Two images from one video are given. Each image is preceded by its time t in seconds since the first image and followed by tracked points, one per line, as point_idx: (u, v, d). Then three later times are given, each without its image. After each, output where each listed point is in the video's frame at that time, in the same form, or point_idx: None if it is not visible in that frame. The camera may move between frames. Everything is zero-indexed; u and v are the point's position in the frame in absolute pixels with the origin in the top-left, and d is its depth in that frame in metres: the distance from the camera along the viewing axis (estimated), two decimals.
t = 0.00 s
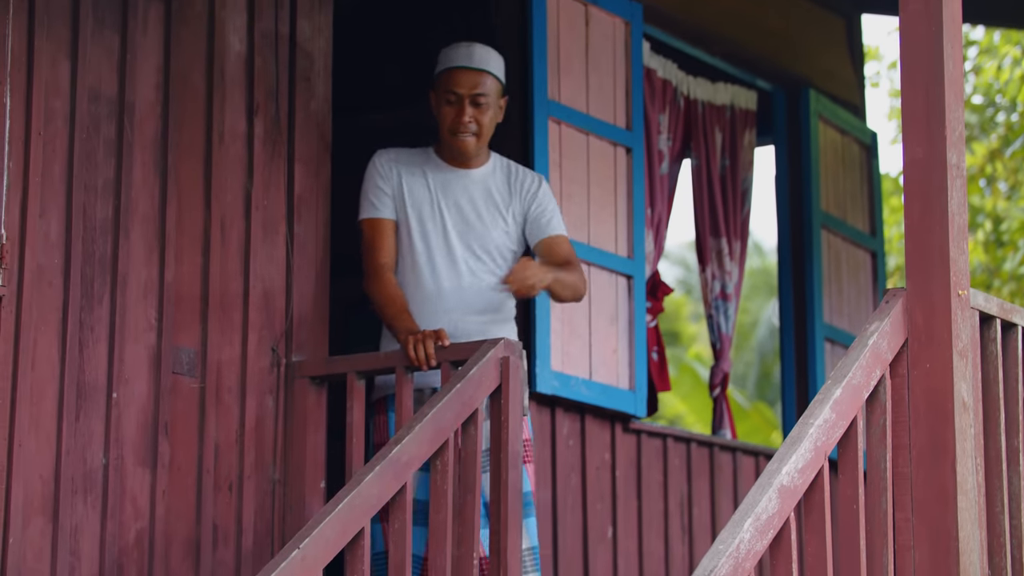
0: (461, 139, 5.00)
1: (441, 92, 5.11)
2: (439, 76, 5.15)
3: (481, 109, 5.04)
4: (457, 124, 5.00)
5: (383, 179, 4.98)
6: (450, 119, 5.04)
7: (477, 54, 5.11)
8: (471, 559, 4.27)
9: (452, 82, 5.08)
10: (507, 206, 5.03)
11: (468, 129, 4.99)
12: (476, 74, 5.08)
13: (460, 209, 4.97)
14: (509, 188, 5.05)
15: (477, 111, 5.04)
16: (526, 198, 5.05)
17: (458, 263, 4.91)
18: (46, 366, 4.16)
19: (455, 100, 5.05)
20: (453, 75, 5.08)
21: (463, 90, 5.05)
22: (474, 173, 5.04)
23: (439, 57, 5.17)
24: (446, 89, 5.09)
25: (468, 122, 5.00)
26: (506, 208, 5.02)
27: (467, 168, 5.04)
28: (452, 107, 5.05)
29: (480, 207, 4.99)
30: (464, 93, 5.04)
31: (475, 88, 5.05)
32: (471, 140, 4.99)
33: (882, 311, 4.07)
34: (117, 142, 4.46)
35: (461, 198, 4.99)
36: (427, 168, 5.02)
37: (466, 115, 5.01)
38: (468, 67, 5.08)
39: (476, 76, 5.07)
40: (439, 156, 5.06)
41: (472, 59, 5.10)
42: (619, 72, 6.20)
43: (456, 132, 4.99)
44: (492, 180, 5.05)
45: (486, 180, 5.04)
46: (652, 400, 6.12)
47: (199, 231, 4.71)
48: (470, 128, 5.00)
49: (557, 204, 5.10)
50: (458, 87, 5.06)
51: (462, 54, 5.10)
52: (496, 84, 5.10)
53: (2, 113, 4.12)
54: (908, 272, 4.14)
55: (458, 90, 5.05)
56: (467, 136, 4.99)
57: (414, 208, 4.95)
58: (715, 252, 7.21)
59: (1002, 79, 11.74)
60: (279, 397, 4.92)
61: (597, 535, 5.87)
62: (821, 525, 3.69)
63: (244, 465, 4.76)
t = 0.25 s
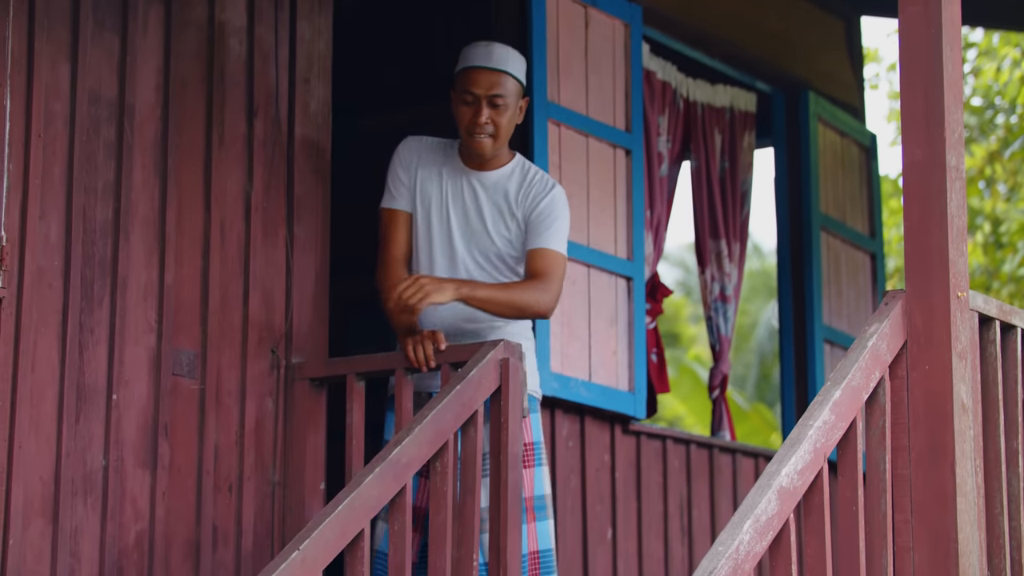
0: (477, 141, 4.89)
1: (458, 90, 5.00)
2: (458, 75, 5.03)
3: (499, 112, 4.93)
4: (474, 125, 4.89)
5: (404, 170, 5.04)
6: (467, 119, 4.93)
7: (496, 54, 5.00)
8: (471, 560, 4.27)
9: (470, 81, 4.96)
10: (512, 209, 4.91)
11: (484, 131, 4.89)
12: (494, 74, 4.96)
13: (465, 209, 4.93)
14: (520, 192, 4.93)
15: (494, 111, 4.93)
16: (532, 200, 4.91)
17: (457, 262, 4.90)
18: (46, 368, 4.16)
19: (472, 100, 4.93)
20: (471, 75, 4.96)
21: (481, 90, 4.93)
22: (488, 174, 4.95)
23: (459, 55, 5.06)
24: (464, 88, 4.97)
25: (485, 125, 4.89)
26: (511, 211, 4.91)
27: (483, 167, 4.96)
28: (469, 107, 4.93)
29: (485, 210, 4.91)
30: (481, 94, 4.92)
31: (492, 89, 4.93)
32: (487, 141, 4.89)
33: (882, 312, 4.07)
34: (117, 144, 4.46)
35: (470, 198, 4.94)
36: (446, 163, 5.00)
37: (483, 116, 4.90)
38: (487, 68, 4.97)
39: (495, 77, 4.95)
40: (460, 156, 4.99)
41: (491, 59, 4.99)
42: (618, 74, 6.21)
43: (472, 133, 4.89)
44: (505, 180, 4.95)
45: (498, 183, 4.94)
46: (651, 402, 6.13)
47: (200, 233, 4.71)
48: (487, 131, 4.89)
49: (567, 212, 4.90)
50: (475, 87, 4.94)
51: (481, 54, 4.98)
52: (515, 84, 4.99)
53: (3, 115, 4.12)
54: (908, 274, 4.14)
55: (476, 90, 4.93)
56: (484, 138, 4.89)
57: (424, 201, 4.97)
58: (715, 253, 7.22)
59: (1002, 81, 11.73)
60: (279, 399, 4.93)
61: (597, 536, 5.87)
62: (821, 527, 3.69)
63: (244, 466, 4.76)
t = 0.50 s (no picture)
0: (473, 153, 4.80)
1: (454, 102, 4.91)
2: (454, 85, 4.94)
3: (494, 122, 4.82)
4: (468, 137, 4.80)
5: (416, 172, 5.04)
6: (462, 131, 4.84)
7: (491, 63, 4.89)
8: (471, 564, 4.27)
9: (464, 92, 4.86)
10: (505, 223, 4.85)
11: (478, 143, 4.79)
12: (489, 85, 4.85)
13: (465, 220, 4.91)
14: (514, 206, 4.86)
15: (489, 123, 4.83)
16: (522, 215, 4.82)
17: (455, 270, 4.91)
18: (46, 372, 4.16)
19: (466, 112, 4.84)
20: (466, 86, 4.86)
21: (475, 101, 4.83)
22: (485, 185, 4.89)
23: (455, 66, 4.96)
24: (459, 99, 4.88)
25: (479, 137, 4.79)
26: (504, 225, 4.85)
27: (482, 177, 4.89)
28: (464, 119, 4.84)
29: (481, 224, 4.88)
30: (475, 105, 4.83)
31: (487, 100, 4.83)
32: (482, 154, 4.80)
33: (881, 317, 4.07)
34: (117, 148, 4.46)
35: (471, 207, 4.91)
36: (456, 169, 4.98)
37: (478, 128, 4.81)
38: (481, 79, 4.86)
39: (489, 87, 4.84)
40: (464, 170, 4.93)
41: (486, 69, 4.88)
42: (619, 78, 6.21)
43: (467, 146, 4.80)
44: (503, 192, 4.88)
45: (493, 196, 4.88)
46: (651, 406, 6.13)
47: (200, 238, 4.72)
48: (481, 143, 4.80)
49: (555, 230, 4.78)
50: (469, 98, 4.84)
51: (475, 65, 4.88)
52: (512, 95, 4.88)
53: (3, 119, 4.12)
54: (907, 279, 4.15)
55: (470, 102, 4.83)
56: (479, 151, 4.79)
57: (429, 207, 4.97)
58: (714, 258, 7.22)
59: (1002, 85, 11.74)
60: (279, 403, 4.93)
61: (597, 540, 5.87)
62: (820, 531, 3.69)
63: (244, 471, 4.77)
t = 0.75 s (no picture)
0: (466, 166, 4.74)
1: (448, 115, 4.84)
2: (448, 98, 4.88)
3: (487, 135, 4.76)
4: (461, 151, 4.73)
5: (416, 183, 5.01)
6: (455, 145, 4.78)
7: (485, 76, 4.83)
8: (471, 570, 4.27)
9: (457, 105, 4.80)
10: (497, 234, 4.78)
11: (472, 156, 4.72)
12: (482, 97, 4.79)
13: (460, 230, 4.86)
14: (505, 215, 4.78)
15: (482, 136, 4.76)
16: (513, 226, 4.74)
17: (452, 281, 4.87)
18: (46, 378, 4.16)
19: (459, 125, 4.78)
20: (459, 98, 4.80)
21: (468, 114, 4.77)
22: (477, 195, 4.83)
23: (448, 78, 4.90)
24: (452, 112, 4.82)
25: (472, 149, 4.72)
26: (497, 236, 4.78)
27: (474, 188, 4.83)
28: (457, 132, 4.78)
29: (474, 234, 4.82)
30: (468, 118, 4.76)
31: (480, 113, 4.77)
32: (475, 167, 4.74)
33: (881, 322, 4.08)
34: (117, 154, 4.47)
35: (465, 216, 4.86)
36: (451, 179, 4.93)
37: (471, 141, 4.74)
38: (474, 91, 4.80)
39: (483, 100, 4.78)
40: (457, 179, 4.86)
41: (480, 81, 4.82)
42: (618, 84, 6.22)
43: (460, 159, 4.73)
44: (495, 202, 4.81)
45: (485, 206, 4.81)
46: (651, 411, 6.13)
47: (200, 243, 4.72)
48: (474, 155, 4.73)
49: (545, 239, 4.69)
50: (462, 111, 4.78)
51: (468, 77, 4.82)
52: (506, 108, 4.81)
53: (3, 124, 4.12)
54: (907, 284, 4.15)
55: (464, 114, 4.77)
56: (472, 164, 4.73)
57: (428, 219, 4.94)
58: (714, 264, 7.22)
59: (1001, 91, 11.82)
60: (280, 409, 4.93)
61: (597, 545, 5.87)
62: (820, 537, 3.69)
63: (244, 476, 4.77)
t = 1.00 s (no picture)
0: (464, 184, 4.69)
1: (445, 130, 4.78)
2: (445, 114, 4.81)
3: (486, 154, 4.71)
4: (459, 168, 4.68)
5: (412, 191, 4.98)
6: (452, 163, 4.72)
7: (484, 93, 4.76)
8: None
9: (455, 122, 4.74)
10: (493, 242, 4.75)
11: (469, 174, 4.67)
12: (481, 115, 4.73)
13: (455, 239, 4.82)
14: (500, 223, 4.74)
15: (481, 154, 4.71)
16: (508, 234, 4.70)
17: (452, 289, 4.84)
18: (47, 385, 4.16)
19: (457, 143, 4.72)
20: (457, 115, 4.74)
21: (466, 132, 4.71)
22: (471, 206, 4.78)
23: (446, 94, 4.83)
24: (450, 128, 4.76)
25: (470, 168, 4.67)
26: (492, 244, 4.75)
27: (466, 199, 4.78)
28: (455, 150, 4.72)
29: (469, 242, 4.78)
30: (467, 136, 4.70)
31: (478, 131, 4.71)
32: (473, 184, 4.69)
33: (882, 329, 4.07)
34: (118, 161, 4.47)
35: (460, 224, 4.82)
36: (447, 186, 4.90)
37: (469, 160, 4.68)
38: (473, 109, 4.74)
39: (482, 118, 4.72)
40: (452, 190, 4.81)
41: (478, 99, 4.75)
42: (619, 91, 6.22)
43: (457, 176, 4.68)
44: (489, 210, 4.77)
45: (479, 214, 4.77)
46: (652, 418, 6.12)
47: (200, 251, 4.72)
48: (472, 174, 4.68)
49: (539, 246, 4.64)
50: (460, 129, 4.72)
51: (467, 95, 4.75)
52: (504, 125, 4.75)
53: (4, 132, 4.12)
54: (908, 291, 4.15)
55: (462, 132, 4.71)
56: (470, 181, 4.68)
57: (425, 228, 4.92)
58: (715, 271, 7.23)
59: (1000, 99, 11.80)
60: (281, 417, 4.93)
61: (598, 553, 5.86)
62: (821, 544, 3.69)
63: (245, 483, 4.77)
